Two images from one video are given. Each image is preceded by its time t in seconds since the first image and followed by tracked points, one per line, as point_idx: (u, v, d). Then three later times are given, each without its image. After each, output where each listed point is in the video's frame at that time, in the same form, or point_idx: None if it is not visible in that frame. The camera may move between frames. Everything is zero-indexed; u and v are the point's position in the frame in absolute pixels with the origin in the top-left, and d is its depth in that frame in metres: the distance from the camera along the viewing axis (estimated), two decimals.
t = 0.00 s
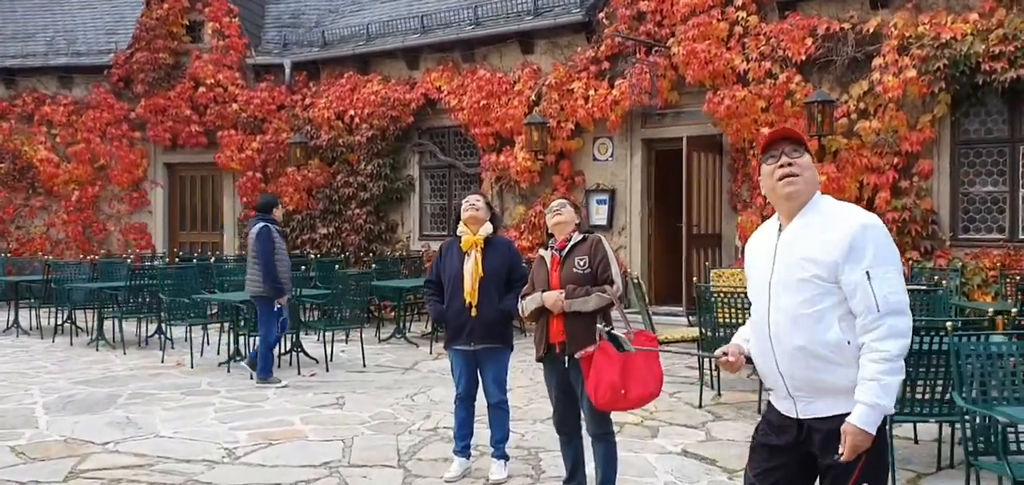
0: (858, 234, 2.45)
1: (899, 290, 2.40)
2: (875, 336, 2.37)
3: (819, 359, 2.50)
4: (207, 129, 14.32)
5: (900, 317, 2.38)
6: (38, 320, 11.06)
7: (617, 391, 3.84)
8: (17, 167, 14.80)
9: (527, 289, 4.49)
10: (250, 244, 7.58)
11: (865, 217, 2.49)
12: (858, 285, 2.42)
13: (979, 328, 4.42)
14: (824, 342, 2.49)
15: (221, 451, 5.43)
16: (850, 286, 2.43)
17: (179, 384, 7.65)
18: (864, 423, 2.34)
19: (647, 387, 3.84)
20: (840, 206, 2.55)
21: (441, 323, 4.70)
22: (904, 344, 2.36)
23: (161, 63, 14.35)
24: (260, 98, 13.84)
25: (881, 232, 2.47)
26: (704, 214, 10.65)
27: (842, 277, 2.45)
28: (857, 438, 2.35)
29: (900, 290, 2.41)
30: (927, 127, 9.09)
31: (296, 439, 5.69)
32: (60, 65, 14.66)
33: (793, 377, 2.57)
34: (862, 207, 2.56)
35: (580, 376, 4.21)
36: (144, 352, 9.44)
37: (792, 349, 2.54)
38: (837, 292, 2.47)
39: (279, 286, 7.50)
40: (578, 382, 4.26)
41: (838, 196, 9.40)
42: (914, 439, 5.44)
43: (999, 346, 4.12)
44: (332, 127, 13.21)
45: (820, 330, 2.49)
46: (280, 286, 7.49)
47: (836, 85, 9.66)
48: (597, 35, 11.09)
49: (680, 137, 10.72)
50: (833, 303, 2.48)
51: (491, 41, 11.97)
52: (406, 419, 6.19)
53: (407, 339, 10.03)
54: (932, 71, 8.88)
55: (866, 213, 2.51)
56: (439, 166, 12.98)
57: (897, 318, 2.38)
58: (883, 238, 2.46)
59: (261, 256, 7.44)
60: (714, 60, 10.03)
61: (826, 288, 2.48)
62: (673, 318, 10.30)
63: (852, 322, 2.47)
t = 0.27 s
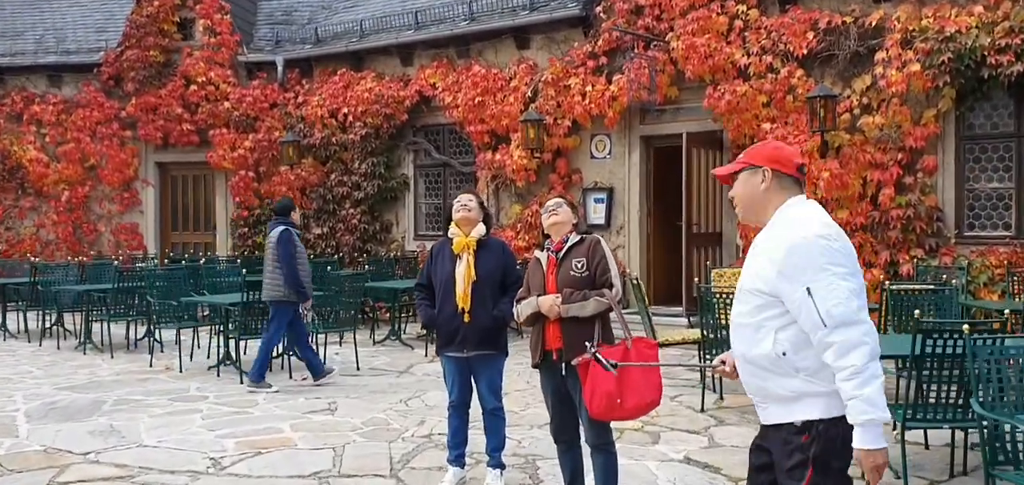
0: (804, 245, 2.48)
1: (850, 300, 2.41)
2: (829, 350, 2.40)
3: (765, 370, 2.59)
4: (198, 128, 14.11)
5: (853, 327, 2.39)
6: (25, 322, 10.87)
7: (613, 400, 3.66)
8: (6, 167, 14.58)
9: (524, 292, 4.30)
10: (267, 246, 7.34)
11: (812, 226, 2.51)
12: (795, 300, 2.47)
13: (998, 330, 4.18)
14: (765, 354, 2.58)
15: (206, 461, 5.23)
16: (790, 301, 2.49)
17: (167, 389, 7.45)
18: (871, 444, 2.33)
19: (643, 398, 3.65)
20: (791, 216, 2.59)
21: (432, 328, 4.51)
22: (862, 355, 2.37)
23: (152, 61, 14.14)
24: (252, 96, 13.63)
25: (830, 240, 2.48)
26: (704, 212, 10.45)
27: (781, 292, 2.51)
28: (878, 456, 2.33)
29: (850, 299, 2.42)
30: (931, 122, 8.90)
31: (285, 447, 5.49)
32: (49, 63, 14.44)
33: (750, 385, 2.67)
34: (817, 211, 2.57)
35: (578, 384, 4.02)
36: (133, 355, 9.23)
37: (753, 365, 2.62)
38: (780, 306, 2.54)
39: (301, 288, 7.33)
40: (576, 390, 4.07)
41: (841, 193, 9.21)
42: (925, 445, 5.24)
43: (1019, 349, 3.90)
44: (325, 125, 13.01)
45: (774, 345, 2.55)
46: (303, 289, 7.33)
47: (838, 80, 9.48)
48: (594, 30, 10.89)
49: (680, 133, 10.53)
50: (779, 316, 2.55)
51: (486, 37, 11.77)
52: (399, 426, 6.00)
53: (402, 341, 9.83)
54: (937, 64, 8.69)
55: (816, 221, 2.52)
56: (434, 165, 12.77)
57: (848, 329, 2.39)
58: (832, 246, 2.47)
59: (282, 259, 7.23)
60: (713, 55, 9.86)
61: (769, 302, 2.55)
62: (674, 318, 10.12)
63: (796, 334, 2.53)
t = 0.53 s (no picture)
0: (750, 240, 2.52)
1: (783, 298, 2.43)
2: (755, 347, 2.48)
3: (726, 358, 2.69)
4: (190, 125, 13.88)
5: (780, 325, 2.42)
6: (12, 323, 10.65)
7: (617, 404, 3.46)
8: None
9: (521, 290, 4.11)
10: (291, 241, 7.28)
11: (764, 221, 2.53)
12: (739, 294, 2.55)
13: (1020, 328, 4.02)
14: (726, 343, 2.67)
15: (191, 467, 5.02)
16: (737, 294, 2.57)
17: (154, 392, 7.24)
18: (755, 442, 2.45)
19: (649, 401, 3.46)
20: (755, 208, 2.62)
21: (425, 329, 4.30)
22: (778, 354, 2.41)
23: (143, 58, 13.91)
24: (244, 92, 13.41)
25: (778, 236, 2.49)
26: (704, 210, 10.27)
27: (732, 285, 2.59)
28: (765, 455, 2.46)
29: (782, 297, 2.43)
30: (936, 117, 8.72)
31: (273, 453, 5.28)
32: (37, 60, 14.20)
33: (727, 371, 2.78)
34: (782, 202, 2.57)
35: (579, 387, 3.83)
36: (120, 357, 9.02)
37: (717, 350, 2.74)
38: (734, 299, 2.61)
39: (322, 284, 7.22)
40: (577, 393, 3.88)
41: (844, 190, 9.02)
42: (938, 449, 5.05)
43: None
44: (319, 122, 12.80)
45: (731, 336, 2.64)
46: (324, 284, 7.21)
47: (841, 74, 9.30)
48: (592, 25, 10.69)
49: (679, 130, 10.34)
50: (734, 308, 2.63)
51: (482, 33, 11.57)
52: (393, 430, 5.79)
53: (396, 342, 9.63)
54: (942, 58, 8.51)
55: (769, 215, 2.54)
56: (429, 162, 12.56)
57: (774, 327, 2.43)
58: (777, 241, 2.49)
59: (305, 253, 7.15)
60: (713, 49, 9.67)
61: (727, 293, 2.64)
62: (674, 318, 9.93)
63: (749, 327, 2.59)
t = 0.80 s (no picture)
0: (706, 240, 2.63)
1: (722, 300, 2.53)
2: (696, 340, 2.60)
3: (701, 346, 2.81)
4: (183, 130, 13.69)
5: (715, 326, 2.53)
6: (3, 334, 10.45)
7: (627, 416, 3.25)
8: None
9: (523, 296, 3.93)
10: (317, 248, 7.15)
11: (722, 224, 2.62)
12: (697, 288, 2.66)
13: None
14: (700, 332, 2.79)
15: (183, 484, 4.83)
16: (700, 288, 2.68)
17: (147, 404, 7.04)
18: (669, 428, 2.60)
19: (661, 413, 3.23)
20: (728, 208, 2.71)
21: (423, 339, 4.10)
22: (708, 350, 2.53)
23: (134, 63, 13.72)
24: (237, 96, 13.22)
25: (730, 239, 2.59)
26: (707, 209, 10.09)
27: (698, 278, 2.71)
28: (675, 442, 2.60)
29: (721, 299, 2.54)
30: (943, 111, 8.53)
31: (268, 467, 5.09)
32: (27, 66, 14.00)
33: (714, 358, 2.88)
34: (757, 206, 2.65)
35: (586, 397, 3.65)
36: (113, 367, 8.82)
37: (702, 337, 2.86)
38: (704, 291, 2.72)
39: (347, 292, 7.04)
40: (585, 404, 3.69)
41: (851, 187, 8.83)
42: (958, 453, 4.86)
43: None
44: (313, 125, 12.61)
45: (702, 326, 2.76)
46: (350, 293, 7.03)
47: (845, 69, 9.13)
48: (589, 23, 10.50)
49: (680, 128, 10.16)
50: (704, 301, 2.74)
51: (478, 32, 11.38)
52: (392, 441, 5.60)
53: (395, 348, 9.44)
54: (948, 51, 8.32)
55: (730, 217, 2.63)
56: (426, 164, 12.37)
57: (708, 325, 2.54)
58: (726, 244, 2.58)
59: (333, 260, 7.01)
60: (714, 45, 9.49)
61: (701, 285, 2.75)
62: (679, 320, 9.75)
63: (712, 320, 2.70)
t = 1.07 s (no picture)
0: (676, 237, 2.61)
1: (678, 300, 2.52)
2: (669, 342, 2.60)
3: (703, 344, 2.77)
4: (174, 135, 13.47)
5: (672, 326, 2.53)
6: None
7: (631, 425, 3.09)
8: None
9: (521, 300, 3.74)
10: (351, 254, 7.03)
11: (690, 221, 2.58)
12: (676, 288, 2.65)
13: None
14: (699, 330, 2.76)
15: None
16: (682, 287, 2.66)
17: (136, 415, 6.83)
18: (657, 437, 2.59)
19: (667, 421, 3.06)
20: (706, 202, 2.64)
21: (417, 347, 3.91)
22: (670, 353, 2.53)
23: (123, 67, 13.50)
24: (228, 99, 13.01)
25: (692, 238, 2.55)
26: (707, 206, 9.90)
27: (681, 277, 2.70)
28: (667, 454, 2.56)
29: (677, 299, 2.53)
30: (946, 101, 8.36)
31: (261, 481, 4.89)
32: (14, 72, 13.78)
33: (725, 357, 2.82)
34: (726, 202, 2.57)
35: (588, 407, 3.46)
36: (104, 378, 8.61)
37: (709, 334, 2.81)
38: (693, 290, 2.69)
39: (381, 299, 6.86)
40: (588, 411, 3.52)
41: (854, 180, 8.65)
42: (976, 454, 4.68)
43: None
44: (305, 127, 12.41)
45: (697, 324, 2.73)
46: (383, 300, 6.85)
47: (846, 60, 8.96)
48: (584, 18, 10.30)
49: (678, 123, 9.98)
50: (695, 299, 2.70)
51: (471, 29, 11.19)
52: (389, 451, 5.41)
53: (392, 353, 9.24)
54: (952, 39, 8.14)
55: (697, 214, 2.58)
56: (420, 165, 12.17)
57: (670, 327, 2.55)
58: (688, 243, 2.55)
59: (367, 266, 6.87)
60: (711, 38, 9.31)
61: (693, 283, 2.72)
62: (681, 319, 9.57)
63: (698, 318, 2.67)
